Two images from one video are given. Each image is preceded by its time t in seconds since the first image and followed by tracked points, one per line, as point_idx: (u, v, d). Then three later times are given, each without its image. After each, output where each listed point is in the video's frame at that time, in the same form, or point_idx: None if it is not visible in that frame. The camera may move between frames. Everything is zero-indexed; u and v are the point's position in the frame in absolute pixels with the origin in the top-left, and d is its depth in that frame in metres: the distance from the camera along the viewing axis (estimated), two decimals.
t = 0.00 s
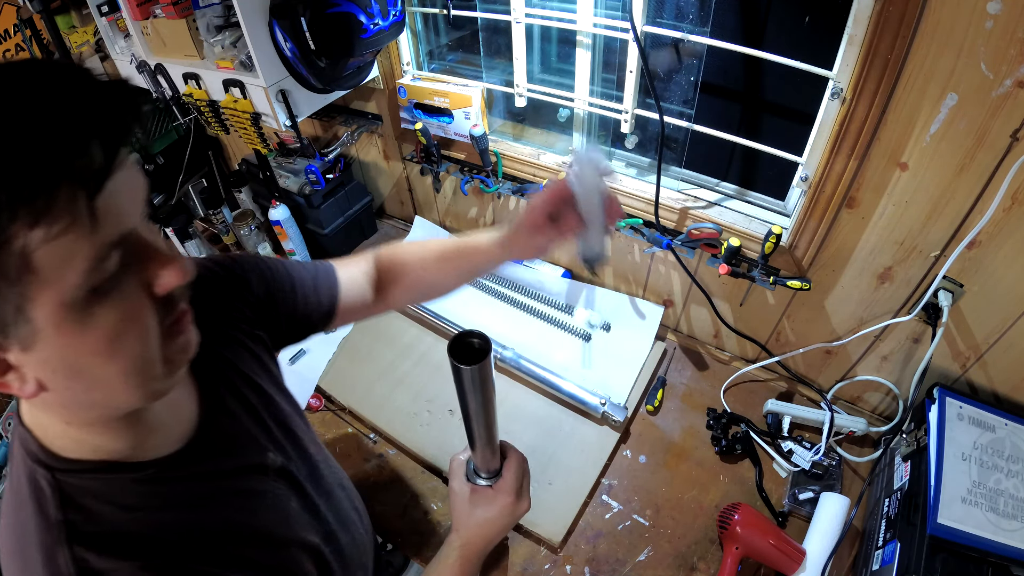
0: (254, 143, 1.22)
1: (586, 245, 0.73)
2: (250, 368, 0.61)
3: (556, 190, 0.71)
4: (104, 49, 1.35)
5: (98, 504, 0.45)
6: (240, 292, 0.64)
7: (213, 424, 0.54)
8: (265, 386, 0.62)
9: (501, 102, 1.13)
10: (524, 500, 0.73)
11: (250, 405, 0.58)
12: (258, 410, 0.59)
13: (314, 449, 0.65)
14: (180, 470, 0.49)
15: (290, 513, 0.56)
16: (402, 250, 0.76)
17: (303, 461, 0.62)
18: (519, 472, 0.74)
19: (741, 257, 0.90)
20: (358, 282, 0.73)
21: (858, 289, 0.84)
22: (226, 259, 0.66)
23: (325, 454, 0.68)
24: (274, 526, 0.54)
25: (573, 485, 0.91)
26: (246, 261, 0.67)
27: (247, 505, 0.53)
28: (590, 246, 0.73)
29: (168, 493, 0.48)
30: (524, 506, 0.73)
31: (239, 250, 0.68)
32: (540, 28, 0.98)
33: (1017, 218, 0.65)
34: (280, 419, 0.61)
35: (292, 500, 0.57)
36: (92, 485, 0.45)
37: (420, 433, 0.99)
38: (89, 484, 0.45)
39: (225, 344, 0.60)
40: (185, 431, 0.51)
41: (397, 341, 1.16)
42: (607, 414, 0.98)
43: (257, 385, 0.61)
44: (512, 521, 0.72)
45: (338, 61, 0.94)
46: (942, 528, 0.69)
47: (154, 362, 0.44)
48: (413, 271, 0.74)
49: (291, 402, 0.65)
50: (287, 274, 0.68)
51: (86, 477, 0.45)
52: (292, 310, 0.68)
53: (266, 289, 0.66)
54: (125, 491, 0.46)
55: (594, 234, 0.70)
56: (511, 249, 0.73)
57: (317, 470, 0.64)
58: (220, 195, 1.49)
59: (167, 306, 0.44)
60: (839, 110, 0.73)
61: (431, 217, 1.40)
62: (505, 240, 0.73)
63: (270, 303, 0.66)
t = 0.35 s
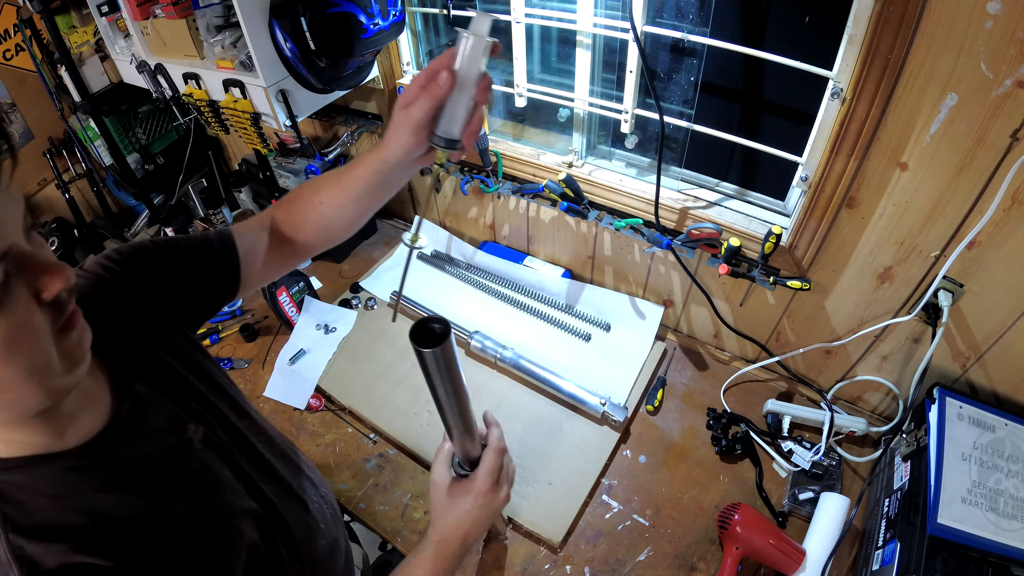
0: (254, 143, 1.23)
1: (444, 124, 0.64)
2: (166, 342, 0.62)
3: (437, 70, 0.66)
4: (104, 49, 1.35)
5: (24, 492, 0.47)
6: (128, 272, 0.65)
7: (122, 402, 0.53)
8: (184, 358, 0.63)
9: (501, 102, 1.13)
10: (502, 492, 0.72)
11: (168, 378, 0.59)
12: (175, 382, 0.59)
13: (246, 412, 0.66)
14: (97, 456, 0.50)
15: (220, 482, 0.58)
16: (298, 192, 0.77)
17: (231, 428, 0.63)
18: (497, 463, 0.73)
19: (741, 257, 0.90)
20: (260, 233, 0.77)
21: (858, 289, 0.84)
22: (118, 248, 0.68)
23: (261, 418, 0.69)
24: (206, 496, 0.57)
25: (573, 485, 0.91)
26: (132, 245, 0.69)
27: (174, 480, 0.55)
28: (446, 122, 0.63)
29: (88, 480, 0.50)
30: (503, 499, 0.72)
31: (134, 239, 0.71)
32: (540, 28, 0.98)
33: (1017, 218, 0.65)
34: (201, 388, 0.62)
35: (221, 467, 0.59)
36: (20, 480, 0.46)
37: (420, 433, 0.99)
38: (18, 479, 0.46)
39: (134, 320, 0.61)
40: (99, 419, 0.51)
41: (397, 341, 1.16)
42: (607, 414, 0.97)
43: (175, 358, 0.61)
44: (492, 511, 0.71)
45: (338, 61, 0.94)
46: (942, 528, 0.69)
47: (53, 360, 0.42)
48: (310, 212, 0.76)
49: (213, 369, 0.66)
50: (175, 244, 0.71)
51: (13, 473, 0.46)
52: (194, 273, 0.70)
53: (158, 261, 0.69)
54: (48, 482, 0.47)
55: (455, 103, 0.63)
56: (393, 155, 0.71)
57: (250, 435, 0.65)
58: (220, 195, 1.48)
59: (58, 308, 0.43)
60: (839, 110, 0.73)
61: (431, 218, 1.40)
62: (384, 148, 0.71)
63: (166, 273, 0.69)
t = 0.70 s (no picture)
0: (254, 143, 1.24)
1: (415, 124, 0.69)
2: (148, 340, 0.65)
3: (409, 74, 0.71)
4: (104, 49, 1.35)
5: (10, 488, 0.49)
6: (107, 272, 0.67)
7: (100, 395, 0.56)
8: (163, 353, 0.66)
9: (501, 102, 1.13)
10: (485, 467, 0.62)
11: (147, 374, 0.62)
12: (153, 375, 0.62)
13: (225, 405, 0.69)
14: (79, 447, 0.53)
15: (200, 471, 0.61)
16: (277, 197, 0.82)
17: (210, 421, 0.65)
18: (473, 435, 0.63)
19: (741, 257, 0.90)
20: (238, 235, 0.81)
21: (858, 289, 0.84)
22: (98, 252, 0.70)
23: (241, 411, 0.73)
24: (189, 484, 0.59)
25: (573, 485, 0.91)
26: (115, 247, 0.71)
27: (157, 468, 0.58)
28: (418, 124, 0.69)
29: (71, 471, 0.52)
30: (488, 474, 0.62)
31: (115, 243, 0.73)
32: (540, 28, 0.98)
33: (1017, 218, 0.65)
34: (180, 381, 0.65)
35: (202, 457, 0.62)
36: (3, 477, 0.48)
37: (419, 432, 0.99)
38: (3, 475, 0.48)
39: (116, 319, 0.64)
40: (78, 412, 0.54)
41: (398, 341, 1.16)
42: (606, 414, 0.97)
43: (156, 354, 0.64)
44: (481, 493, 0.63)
45: (338, 61, 0.94)
46: (942, 528, 0.69)
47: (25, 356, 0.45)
48: (287, 215, 0.80)
49: (194, 364, 0.69)
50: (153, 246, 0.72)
51: None
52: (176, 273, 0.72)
53: (141, 259, 0.70)
54: (32, 474, 0.50)
55: (427, 105, 0.68)
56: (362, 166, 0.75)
57: (231, 427, 0.68)
58: (220, 195, 1.45)
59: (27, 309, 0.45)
60: (839, 110, 0.73)
61: (430, 218, 1.40)
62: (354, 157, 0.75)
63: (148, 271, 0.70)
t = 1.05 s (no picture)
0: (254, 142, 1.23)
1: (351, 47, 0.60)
2: (141, 336, 0.67)
3: None
4: (103, 48, 1.35)
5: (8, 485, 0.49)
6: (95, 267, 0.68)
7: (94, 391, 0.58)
8: (158, 350, 0.67)
9: (501, 102, 1.13)
10: (448, 390, 0.54)
11: (145, 372, 0.64)
12: (146, 371, 0.64)
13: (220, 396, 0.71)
14: (77, 443, 0.55)
15: (196, 464, 0.63)
16: (239, 158, 0.74)
17: (204, 414, 0.67)
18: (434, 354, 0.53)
19: (741, 257, 0.90)
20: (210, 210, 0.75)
21: (858, 289, 0.84)
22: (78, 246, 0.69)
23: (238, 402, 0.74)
24: (185, 476, 0.61)
25: (573, 484, 0.91)
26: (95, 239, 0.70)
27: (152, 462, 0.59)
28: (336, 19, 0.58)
29: (71, 466, 0.53)
30: (452, 399, 0.54)
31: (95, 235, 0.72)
32: (540, 28, 0.98)
33: (1017, 218, 0.65)
34: (172, 375, 0.67)
35: (197, 451, 0.64)
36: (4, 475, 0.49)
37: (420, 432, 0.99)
38: (4, 474, 0.49)
39: (111, 318, 0.65)
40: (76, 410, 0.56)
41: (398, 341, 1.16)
42: (607, 414, 0.97)
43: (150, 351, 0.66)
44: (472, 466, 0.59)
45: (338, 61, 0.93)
46: (942, 528, 0.69)
47: (13, 378, 0.45)
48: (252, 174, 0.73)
49: (188, 360, 0.71)
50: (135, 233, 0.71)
51: None
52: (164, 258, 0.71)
53: (126, 252, 0.70)
54: (31, 471, 0.51)
55: None
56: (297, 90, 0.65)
57: (226, 419, 0.69)
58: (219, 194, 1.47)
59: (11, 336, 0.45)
60: (839, 110, 0.73)
61: (431, 217, 1.41)
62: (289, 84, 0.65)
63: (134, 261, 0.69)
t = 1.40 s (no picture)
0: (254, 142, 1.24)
1: None
2: (119, 341, 0.66)
3: None
4: (103, 48, 1.35)
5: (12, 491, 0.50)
6: (67, 266, 0.66)
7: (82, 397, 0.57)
8: (144, 354, 0.67)
9: (501, 102, 1.13)
10: (440, 389, 0.53)
11: (128, 377, 0.63)
12: (133, 376, 0.64)
13: (206, 399, 0.70)
14: (71, 452, 0.54)
15: (191, 467, 0.62)
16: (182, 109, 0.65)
17: (193, 417, 0.67)
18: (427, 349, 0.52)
19: (741, 257, 0.90)
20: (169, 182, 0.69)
21: (858, 289, 0.84)
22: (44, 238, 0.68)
23: (223, 403, 0.73)
24: (178, 482, 0.61)
25: (573, 484, 0.91)
26: (59, 229, 0.68)
27: (143, 469, 0.59)
28: None
29: (65, 474, 0.53)
30: (445, 398, 0.53)
31: (60, 220, 0.70)
32: (540, 28, 0.98)
33: (1017, 218, 0.65)
34: (157, 379, 0.66)
35: (190, 453, 0.63)
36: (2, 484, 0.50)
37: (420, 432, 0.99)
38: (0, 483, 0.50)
39: (96, 322, 0.65)
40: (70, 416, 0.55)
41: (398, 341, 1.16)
42: (606, 414, 0.97)
43: (135, 356, 0.66)
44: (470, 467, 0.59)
45: (338, 61, 0.93)
46: (942, 528, 0.69)
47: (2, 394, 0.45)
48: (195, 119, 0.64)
49: (176, 363, 0.70)
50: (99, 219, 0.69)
51: None
52: (133, 249, 0.69)
53: (102, 251, 0.68)
54: (26, 480, 0.51)
55: None
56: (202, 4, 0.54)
57: (213, 423, 0.69)
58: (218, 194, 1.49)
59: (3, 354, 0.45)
60: (839, 110, 0.73)
61: (430, 218, 1.40)
62: None
63: (107, 256, 0.68)
